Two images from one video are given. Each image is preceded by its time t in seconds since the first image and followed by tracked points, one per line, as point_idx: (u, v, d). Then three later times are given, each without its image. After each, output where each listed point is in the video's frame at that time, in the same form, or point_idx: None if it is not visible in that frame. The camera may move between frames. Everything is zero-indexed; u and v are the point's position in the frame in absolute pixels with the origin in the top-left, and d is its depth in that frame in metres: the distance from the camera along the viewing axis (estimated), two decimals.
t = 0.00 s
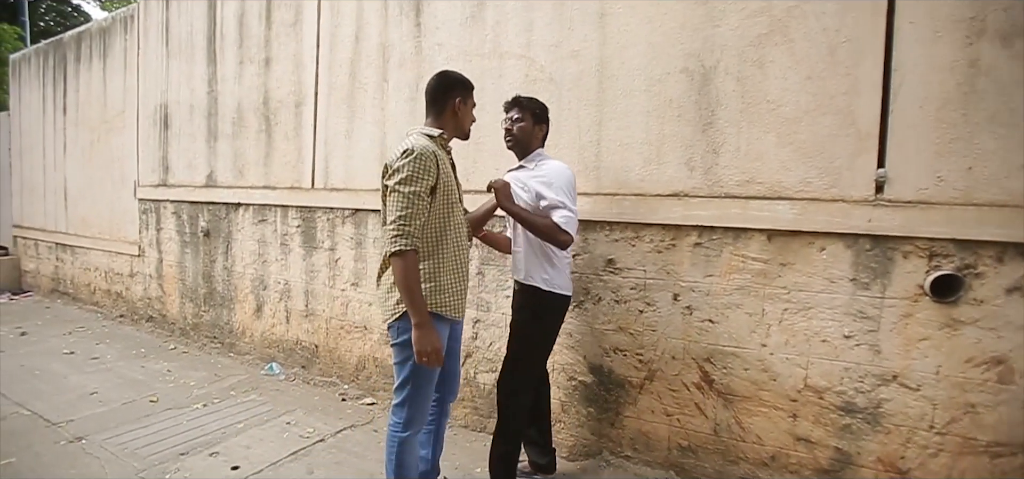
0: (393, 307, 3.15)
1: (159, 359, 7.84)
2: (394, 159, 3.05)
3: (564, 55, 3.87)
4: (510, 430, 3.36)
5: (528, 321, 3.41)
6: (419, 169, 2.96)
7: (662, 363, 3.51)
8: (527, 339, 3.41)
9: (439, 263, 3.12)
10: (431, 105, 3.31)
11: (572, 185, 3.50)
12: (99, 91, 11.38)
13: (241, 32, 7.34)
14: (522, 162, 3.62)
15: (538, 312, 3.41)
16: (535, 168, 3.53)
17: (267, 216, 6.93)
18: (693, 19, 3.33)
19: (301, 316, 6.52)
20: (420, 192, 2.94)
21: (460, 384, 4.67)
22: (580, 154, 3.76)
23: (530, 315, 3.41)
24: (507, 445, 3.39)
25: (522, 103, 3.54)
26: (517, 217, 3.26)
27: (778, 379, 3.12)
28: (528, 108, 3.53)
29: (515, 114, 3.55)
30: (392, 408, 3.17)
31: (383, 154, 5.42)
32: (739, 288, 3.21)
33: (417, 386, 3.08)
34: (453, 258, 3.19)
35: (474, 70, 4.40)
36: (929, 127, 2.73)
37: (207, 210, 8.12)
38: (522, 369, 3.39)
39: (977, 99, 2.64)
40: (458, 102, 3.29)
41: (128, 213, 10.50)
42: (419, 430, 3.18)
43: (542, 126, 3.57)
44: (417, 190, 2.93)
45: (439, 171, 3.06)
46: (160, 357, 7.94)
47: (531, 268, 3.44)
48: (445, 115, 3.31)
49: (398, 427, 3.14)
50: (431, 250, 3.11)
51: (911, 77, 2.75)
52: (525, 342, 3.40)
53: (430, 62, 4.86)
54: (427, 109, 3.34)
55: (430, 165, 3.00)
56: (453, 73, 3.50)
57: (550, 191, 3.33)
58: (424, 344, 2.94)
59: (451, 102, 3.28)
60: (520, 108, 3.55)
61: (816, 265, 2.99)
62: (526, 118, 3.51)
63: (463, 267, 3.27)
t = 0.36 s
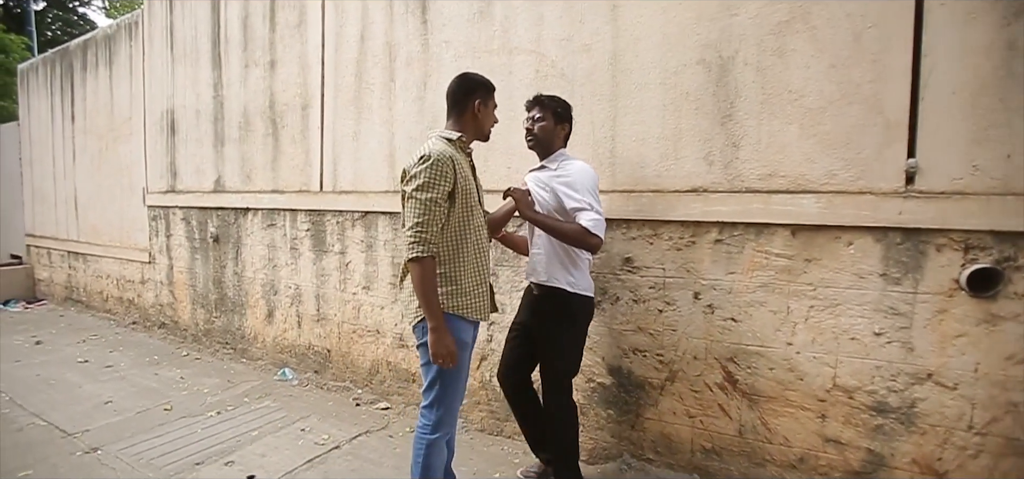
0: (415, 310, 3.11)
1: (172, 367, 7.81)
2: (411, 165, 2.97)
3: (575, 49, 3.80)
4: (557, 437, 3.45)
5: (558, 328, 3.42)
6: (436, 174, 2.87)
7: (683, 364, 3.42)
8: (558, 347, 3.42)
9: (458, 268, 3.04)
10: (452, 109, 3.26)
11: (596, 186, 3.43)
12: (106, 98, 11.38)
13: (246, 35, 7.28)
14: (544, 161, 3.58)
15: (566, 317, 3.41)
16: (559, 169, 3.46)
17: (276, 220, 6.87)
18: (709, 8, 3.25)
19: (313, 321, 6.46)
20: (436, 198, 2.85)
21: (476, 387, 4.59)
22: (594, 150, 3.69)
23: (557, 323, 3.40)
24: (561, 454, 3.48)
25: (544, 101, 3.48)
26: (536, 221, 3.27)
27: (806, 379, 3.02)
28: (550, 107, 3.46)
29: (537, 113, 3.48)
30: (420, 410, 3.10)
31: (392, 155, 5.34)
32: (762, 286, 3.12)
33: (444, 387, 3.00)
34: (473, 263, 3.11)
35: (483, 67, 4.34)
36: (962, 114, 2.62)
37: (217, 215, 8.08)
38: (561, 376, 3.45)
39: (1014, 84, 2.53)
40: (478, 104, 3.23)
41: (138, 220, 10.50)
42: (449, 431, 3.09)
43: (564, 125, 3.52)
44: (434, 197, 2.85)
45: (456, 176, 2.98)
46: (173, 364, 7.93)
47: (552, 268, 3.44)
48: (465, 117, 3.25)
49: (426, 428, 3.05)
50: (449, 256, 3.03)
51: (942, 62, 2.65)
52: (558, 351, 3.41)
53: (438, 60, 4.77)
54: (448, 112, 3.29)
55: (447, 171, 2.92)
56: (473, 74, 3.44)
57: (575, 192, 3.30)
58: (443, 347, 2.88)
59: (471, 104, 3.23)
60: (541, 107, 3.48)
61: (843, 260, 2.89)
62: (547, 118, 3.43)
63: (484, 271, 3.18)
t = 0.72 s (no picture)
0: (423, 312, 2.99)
1: (175, 363, 7.72)
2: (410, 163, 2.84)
3: (583, 41, 3.66)
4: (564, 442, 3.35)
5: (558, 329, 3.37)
6: (436, 174, 2.74)
7: (694, 369, 3.29)
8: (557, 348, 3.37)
9: (457, 272, 2.91)
10: (455, 106, 3.12)
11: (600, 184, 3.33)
12: (111, 92, 11.31)
13: (248, 28, 7.17)
14: (545, 155, 3.47)
15: (565, 316, 3.36)
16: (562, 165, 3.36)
17: (279, 217, 6.76)
18: None
19: (315, 319, 6.35)
20: (435, 199, 2.72)
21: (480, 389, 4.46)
22: (602, 146, 3.56)
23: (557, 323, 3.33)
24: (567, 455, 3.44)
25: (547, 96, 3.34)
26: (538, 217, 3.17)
27: (825, 387, 2.87)
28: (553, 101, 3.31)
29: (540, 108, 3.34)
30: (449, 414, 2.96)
31: (395, 150, 5.21)
32: (779, 288, 2.98)
33: (470, 385, 2.88)
34: (473, 267, 2.97)
35: (488, 59, 4.20)
36: (998, 108, 2.46)
37: (220, 211, 7.99)
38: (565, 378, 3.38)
39: None
40: (483, 102, 3.10)
41: (143, 215, 10.43)
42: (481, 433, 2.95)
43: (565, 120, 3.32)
44: (433, 197, 2.72)
45: (456, 177, 2.84)
46: (177, 361, 7.84)
47: (549, 265, 3.37)
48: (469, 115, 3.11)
49: (458, 430, 2.91)
50: (448, 260, 2.90)
51: (976, 53, 2.49)
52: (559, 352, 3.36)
53: (442, 53, 4.64)
54: (450, 109, 3.15)
55: (448, 171, 2.78)
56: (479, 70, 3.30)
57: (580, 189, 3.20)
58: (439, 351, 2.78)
59: (475, 102, 3.09)
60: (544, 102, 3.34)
61: (866, 263, 2.74)
62: (549, 113, 3.32)
63: (484, 276, 3.05)
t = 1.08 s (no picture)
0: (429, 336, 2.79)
1: (195, 378, 7.58)
2: (426, 177, 2.65)
3: (600, 47, 3.47)
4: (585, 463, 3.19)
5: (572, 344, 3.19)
6: (455, 188, 2.56)
7: (724, 393, 3.05)
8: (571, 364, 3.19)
9: (476, 293, 2.72)
10: (466, 117, 2.91)
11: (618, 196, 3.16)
12: (138, 109, 11.43)
13: (266, 42, 7.12)
14: (557, 168, 3.35)
15: (579, 330, 3.19)
16: (577, 177, 3.23)
17: (296, 231, 6.66)
18: None
19: (331, 335, 6.21)
20: (455, 214, 2.54)
21: (497, 410, 4.26)
22: (622, 156, 3.36)
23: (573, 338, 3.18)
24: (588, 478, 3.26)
25: (558, 108, 3.24)
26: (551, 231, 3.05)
27: (871, 416, 2.61)
28: (565, 113, 3.22)
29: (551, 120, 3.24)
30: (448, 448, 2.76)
31: (410, 164, 5.06)
32: (817, 307, 2.74)
33: (475, 417, 2.68)
34: (493, 285, 2.79)
35: (502, 68, 4.03)
36: None
37: (239, 226, 7.94)
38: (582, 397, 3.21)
39: None
40: (495, 113, 2.91)
41: (167, 229, 10.47)
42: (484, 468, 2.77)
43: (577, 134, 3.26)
44: (453, 213, 2.54)
45: (475, 191, 2.66)
46: (197, 375, 7.73)
47: (563, 279, 3.21)
48: (481, 126, 2.91)
49: (461, 467, 2.71)
50: (467, 279, 2.70)
51: None
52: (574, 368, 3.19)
53: (456, 63, 4.48)
54: (460, 121, 2.95)
55: (467, 185, 2.60)
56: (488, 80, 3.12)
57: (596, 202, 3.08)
58: (463, 380, 2.58)
59: (488, 113, 2.89)
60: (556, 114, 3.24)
61: (915, 280, 2.49)
62: (563, 125, 3.21)
63: (503, 295, 2.87)
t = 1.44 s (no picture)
0: (420, 349, 2.63)
1: (183, 385, 7.39)
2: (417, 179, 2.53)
3: (591, 48, 3.37)
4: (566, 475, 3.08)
5: (558, 353, 3.09)
6: (448, 190, 2.45)
7: (719, 406, 2.94)
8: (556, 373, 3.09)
9: (471, 300, 2.61)
10: (454, 120, 2.77)
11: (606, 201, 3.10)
12: (130, 112, 11.33)
13: (256, 45, 7.02)
14: (541, 174, 3.28)
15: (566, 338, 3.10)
16: (564, 184, 3.18)
17: (285, 236, 6.55)
18: None
19: (320, 342, 6.09)
20: (449, 217, 2.43)
21: (486, 421, 4.15)
22: (614, 160, 3.26)
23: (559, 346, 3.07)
24: None
25: (543, 112, 3.19)
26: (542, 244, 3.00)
27: (871, 432, 2.51)
28: (551, 117, 3.18)
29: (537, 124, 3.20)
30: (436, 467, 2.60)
31: (400, 168, 4.95)
32: (815, 318, 2.63)
33: (464, 435, 2.55)
34: (487, 292, 2.68)
35: (493, 71, 3.93)
36: None
37: (229, 230, 7.82)
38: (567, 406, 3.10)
39: None
40: (486, 117, 2.79)
41: (158, 234, 10.34)
42: None
43: (564, 136, 3.24)
44: (447, 216, 2.42)
45: (469, 193, 2.55)
46: (185, 382, 7.56)
47: (552, 286, 3.12)
48: (471, 129, 2.77)
49: None
50: (461, 286, 2.59)
51: None
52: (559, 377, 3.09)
53: (446, 65, 4.38)
54: (448, 124, 2.80)
55: (461, 187, 2.49)
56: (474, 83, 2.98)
57: (588, 211, 3.02)
58: (462, 396, 2.44)
59: (478, 116, 2.77)
60: (542, 118, 3.19)
61: (918, 290, 2.39)
62: (549, 130, 3.17)
63: (498, 302, 2.76)
